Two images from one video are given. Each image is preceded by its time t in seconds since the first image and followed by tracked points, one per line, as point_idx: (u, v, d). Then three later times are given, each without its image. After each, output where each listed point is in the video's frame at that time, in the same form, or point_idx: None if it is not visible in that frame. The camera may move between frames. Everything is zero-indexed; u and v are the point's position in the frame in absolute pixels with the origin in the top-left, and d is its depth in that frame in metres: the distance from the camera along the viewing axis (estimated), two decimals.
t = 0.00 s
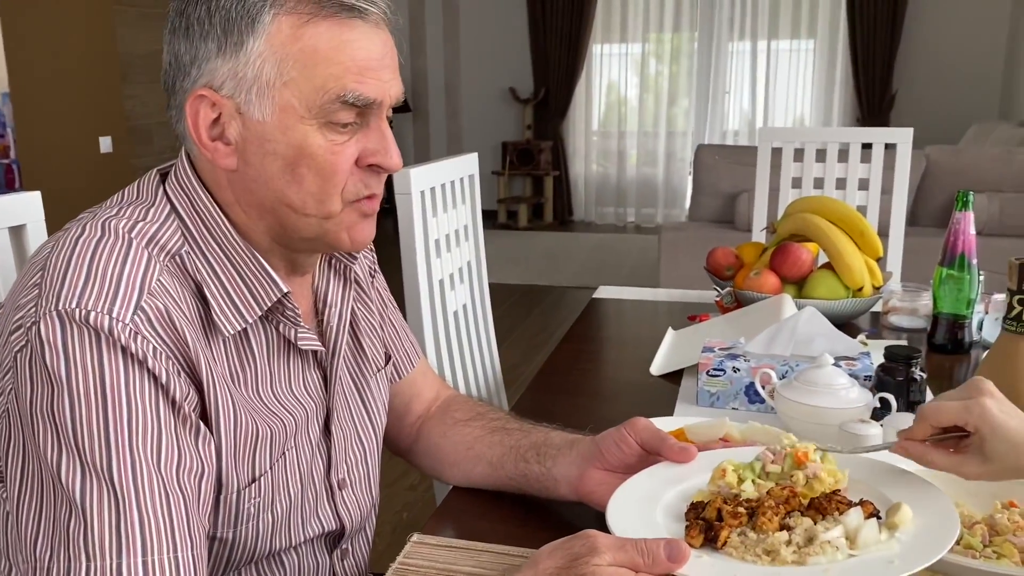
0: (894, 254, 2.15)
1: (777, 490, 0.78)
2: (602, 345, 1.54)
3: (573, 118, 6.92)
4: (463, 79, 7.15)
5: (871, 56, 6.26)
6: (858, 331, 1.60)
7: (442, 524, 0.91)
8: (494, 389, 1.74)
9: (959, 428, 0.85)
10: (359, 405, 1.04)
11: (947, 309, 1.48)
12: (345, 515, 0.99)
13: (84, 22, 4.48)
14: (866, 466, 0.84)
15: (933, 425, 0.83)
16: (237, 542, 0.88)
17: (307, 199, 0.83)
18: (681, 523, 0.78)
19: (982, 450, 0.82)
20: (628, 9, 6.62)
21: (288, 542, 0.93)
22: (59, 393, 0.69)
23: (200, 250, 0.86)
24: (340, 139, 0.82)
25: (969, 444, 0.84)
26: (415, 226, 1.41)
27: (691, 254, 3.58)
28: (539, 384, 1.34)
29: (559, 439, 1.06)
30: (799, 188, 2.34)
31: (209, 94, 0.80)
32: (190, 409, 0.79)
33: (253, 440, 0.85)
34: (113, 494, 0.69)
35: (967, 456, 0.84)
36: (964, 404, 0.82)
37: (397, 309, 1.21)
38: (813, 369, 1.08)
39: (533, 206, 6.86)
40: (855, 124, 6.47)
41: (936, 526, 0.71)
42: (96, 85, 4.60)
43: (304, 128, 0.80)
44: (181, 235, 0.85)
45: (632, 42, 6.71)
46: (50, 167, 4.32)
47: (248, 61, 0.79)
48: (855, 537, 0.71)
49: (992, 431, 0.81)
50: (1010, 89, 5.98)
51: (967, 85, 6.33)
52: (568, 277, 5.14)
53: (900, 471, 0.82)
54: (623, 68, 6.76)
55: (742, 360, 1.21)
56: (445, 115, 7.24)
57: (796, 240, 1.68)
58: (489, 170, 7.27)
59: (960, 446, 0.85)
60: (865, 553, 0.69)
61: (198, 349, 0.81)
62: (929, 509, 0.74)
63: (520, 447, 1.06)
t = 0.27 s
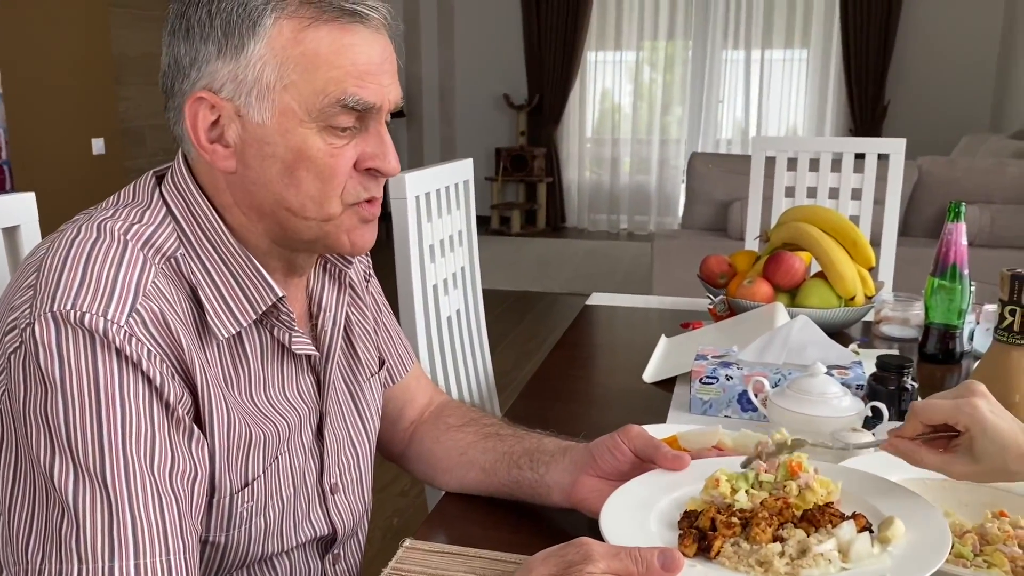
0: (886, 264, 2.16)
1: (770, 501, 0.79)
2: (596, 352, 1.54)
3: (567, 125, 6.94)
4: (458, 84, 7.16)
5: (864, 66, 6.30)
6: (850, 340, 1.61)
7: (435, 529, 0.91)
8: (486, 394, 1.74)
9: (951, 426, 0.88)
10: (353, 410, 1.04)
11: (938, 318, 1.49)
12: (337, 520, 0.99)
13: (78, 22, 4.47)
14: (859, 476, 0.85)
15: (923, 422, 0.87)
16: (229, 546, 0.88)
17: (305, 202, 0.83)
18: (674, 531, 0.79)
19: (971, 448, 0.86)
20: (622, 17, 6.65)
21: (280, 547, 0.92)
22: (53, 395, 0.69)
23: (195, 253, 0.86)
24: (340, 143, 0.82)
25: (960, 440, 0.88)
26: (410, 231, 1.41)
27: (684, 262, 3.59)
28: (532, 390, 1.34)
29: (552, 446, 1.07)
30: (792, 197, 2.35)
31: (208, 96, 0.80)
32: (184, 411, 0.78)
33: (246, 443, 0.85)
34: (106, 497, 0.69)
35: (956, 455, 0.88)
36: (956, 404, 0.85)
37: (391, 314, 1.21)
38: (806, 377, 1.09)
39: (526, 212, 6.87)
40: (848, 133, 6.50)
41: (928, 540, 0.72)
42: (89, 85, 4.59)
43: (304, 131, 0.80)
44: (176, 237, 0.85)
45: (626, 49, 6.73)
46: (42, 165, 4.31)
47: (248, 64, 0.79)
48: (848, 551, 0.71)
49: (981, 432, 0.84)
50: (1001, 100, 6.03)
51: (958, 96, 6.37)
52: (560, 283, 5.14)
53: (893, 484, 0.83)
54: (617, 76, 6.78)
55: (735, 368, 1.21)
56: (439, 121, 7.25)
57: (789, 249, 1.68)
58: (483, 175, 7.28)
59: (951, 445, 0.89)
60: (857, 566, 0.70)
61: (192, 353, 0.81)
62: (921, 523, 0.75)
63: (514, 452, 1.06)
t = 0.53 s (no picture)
0: (878, 272, 2.17)
1: (763, 506, 0.79)
2: (589, 358, 1.54)
3: (562, 131, 6.95)
4: (453, 89, 7.16)
5: (857, 75, 6.33)
6: (843, 348, 1.62)
7: (427, 535, 0.90)
8: (479, 400, 1.73)
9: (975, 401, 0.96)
10: (346, 415, 1.03)
11: (930, 326, 1.49)
12: (330, 525, 0.99)
13: (71, 23, 4.45)
14: (851, 481, 0.85)
15: (943, 386, 0.96)
16: (220, 551, 0.87)
17: (302, 208, 0.83)
18: (666, 536, 0.79)
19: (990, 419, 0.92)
20: (618, 23, 6.66)
21: (273, 552, 0.92)
22: (45, 398, 0.69)
23: (191, 258, 0.86)
24: (338, 150, 0.82)
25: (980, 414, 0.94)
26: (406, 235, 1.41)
27: (677, 269, 3.60)
28: (526, 395, 1.34)
29: (546, 451, 1.07)
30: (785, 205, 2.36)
31: (208, 100, 0.80)
32: (177, 416, 0.78)
33: (240, 447, 0.85)
34: (99, 502, 0.69)
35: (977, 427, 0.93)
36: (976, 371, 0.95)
37: (386, 319, 1.20)
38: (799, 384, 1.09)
39: (520, 218, 6.87)
40: (841, 141, 6.53)
41: (921, 545, 0.72)
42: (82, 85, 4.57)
43: (304, 137, 0.80)
44: (171, 242, 0.85)
45: (621, 56, 6.75)
46: (37, 164, 4.28)
47: (248, 69, 0.79)
48: (840, 555, 0.71)
49: (998, 395, 0.91)
50: (994, 110, 6.06)
51: (950, 106, 6.42)
52: (554, 289, 5.15)
53: (885, 489, 0.83)
54: (612, 82, 6.80)
55: (728, 375, 1.21)
56: (434, 125, 7.25)
57: (783, 256, 1.69)
58: (476, 181, 7.28)
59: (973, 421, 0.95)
60: (848, 570, 0.70)
61: (186, 357, 0.81)
62: (913, 528, 0.75)
63: (507, 458, 1.06)
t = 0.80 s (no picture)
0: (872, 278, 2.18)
1: (757, 511, 0.79)
2: (583, 362, 1.54)
3: (557, 135, 6.96)
4: (448, 93, 7.17)
5: (852, 82, 6.36)
6: (837, 353, 1.62)
7: (419, 540, 0.90)
8: (473, 403, 1.73)
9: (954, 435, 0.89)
10: (340, 419, 1.03)
11: (923, 333, 1.50)
12: (322, 529, 0.98)
13: (66, 23, 4.45)
14: (845, 487, 0.85)
15: (926, 428, 0.88)
16: (213, 554, 0.87)
17: (295, 211, 0.83)
18: (660, 542, 0.79)
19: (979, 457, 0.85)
20: (613, 29, 6.69)
21: (266, 556, 0.92)
22: (38, 400, 0.68)
23: (185, 260, 0.86)
24: (331, 154, 0.82)
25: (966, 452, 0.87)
26: (400, 239, 1.41)
27: (671, 274, 3.60)
28: (519, 399, 1.34)
29: (539, 455, 1.07)
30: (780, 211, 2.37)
31: (201, 101, 0.80)
32: (170, 419, 0.78)
33: (233, 451, 0.85)
34: (91, 504, 0.69)
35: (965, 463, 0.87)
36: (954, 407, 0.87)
37: (380, 323, 1.20)
38: (793, 390, 1.09)
39: (515, 222, 6.88)
40: (835, 148, 6.56)
41: (914, 551, 0.72)
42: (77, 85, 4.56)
43: (295, 141, 0.80)
44: (166, 243, 0.85)
45: (617, 61, 6.76)
46: (32, 164, 4.28)
47: (242, 72, 0.78)
48: (833, 562, 0.72)
49: (985, 430, 0.85)
50: (987, 118, 6.09)
51: (943, 113, 6.44)
52: (549, 293, 5.15)
53: (879, 496, 0.83)
54: (607, 87, 6.81)
55: (722, 380, 1.21)
56: (429, 129, 7.26)
57: (778, 262, 1.69)
58: (472, 185, 7.29)
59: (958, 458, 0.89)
60: None
61: (180, 359, 0.80)
62: (906, 534, 0.75)
63: (500, 462, 1.06)
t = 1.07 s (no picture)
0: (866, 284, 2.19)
1: (749, 515, 0.79)
2: (577, 366, 1.54)
3: (551, 140, 6.97)
4: (443, 97, 7.17)
5: (846, 89, 6.38)
6: (830, 359, 1.63)
7: (412, 544, 0.90)
8: (467, 407, 1.73)
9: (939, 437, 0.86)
10: (332, 422, 1.03)
11: (916, 339, 1.50)
12: (314, 533, 0.98)
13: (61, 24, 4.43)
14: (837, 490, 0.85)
15: (910, 429, 0.86)
16: (204, 558, 0.87)
17: (289, 214, 0.83)
18: (652, 545, 0.79)
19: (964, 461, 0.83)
20: (608, 35, 6.70)
21: (257, 560, 0.92)
22: (30, 402, 0.68)
23: (178, 262, 0.85)
24: (326, 158, 0.82)
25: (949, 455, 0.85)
26: (394, 243, 1.40)
27: (665, 279, 3.61)
28: (513, 403, 1.34)
29: (533, 460, 1.06)
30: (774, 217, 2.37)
31: (196, 103, 0.80)
32: (162, 422, 0.78)
33: (225, 454, 0.85)
34: (81, 508, 0.68)
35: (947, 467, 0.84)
36: (940, 408, 0.85)
37: (373, 326, 1.20)
38: (786, 395, 1.09)
39: (509, 226, 6.88)
40: (829, 154, 6.58)
41: (906, 554, 0.72)
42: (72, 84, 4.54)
43: (290, 143, 0.80)
44: (159, 245, 0.85)
45: (612, 66, 6.78)
46: (24, 163, 4.26)
47: (237, 74, 0.78)
48: (825, 564, 0.72)
49: (969, 433, 0.82)
50: (980, 125, 6.12)
51: (936, 120, 6.48)
52: (543, 297, 5.15)
53: (872, 499, 0.83)
54: (602, 92, 6.82)
55: (715, 385, 1.21)
56: (424, 133, 7.25)
57: (771, 267, 1.69)
58: (466, 189, 7.28)
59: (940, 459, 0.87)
60: None
61: (172, 362, 0.80)
62: (898, 537, 0.75)
63: (494, 466, 1.06)
